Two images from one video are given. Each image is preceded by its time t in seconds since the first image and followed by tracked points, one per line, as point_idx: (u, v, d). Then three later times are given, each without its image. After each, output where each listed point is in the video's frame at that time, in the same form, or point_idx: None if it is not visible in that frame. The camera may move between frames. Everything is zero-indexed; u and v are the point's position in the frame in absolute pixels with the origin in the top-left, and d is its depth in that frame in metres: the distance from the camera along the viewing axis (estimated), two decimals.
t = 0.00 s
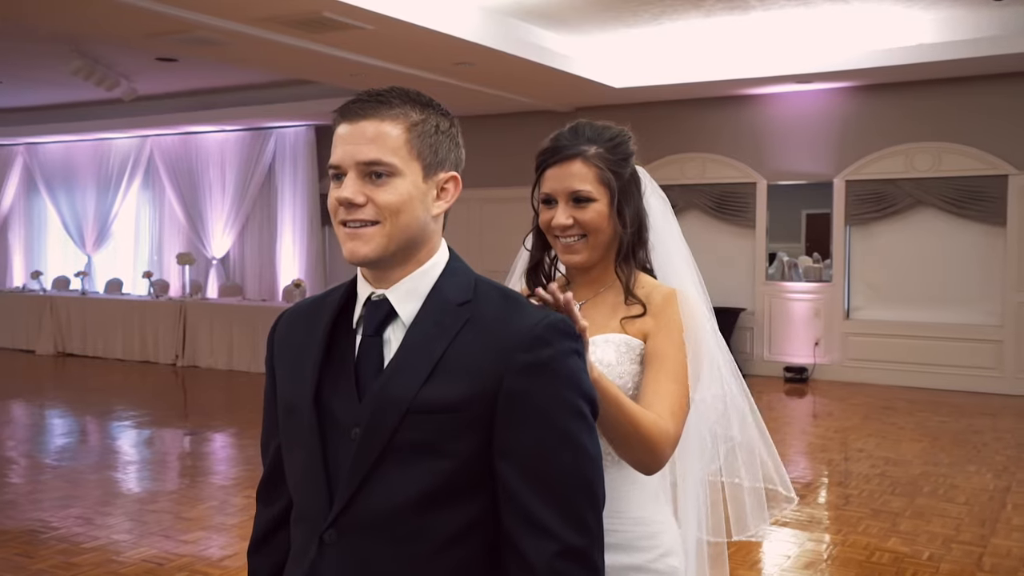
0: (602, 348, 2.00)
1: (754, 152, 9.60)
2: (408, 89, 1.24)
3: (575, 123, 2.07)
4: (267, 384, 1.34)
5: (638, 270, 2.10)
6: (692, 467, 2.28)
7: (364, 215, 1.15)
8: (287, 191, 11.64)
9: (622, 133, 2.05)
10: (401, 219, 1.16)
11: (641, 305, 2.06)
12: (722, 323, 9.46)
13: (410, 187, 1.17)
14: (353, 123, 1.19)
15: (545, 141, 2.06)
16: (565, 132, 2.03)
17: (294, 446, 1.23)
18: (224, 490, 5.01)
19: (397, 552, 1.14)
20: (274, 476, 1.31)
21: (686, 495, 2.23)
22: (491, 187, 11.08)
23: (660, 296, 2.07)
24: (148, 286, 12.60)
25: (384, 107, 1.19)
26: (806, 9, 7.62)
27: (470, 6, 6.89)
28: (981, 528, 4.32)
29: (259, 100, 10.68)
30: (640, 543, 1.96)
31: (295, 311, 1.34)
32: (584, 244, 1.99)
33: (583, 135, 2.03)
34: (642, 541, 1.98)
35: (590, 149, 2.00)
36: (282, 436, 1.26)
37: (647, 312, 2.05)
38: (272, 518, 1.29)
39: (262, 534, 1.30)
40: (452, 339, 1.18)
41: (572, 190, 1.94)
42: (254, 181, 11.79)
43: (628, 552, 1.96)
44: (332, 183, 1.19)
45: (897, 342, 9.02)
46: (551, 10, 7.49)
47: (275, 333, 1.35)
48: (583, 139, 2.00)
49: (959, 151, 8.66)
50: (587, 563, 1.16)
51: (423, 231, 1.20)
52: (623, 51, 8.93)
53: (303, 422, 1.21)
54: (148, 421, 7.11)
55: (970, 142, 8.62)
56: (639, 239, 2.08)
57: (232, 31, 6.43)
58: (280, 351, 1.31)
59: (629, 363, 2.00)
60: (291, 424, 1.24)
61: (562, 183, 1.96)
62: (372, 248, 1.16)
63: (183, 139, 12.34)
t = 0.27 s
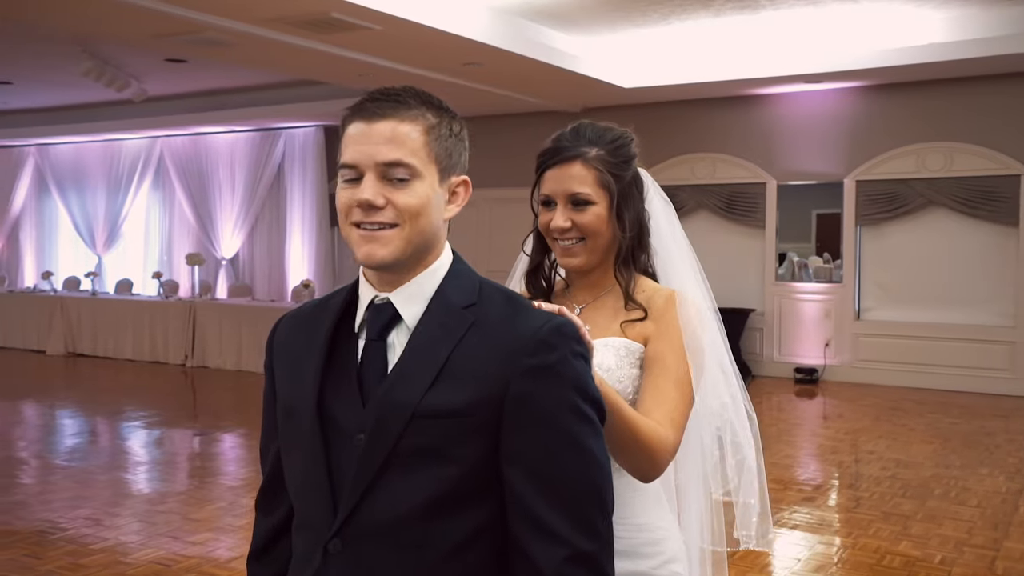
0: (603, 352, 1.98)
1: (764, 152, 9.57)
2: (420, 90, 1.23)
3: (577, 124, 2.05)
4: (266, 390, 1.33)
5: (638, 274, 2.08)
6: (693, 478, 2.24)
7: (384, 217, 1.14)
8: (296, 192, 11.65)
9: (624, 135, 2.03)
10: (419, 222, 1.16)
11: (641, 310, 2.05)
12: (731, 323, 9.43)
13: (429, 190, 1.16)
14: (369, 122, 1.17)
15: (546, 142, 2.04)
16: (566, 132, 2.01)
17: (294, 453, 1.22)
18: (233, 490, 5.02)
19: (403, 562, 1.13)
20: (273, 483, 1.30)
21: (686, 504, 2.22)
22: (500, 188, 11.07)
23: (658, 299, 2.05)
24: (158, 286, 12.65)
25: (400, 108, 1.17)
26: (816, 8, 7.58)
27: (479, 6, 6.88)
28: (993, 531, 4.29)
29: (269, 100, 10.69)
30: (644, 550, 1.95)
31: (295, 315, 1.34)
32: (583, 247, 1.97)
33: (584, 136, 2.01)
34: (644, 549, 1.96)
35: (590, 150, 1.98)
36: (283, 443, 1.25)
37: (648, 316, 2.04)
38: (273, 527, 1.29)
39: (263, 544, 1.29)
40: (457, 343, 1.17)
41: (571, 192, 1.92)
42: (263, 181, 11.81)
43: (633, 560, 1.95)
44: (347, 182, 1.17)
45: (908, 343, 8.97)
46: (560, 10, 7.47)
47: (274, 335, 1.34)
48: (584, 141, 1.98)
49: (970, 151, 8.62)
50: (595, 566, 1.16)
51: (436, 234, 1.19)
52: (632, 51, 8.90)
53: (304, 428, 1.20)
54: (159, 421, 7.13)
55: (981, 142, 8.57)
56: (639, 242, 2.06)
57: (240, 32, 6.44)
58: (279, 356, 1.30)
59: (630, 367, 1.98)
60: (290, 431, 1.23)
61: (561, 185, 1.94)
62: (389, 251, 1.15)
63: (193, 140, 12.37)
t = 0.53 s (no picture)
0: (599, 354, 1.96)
1: (771, 152, 9.54)
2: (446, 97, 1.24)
3: (573, 123, 2.03)
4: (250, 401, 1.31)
5: (633, 275, 2.07)
6: (693, 484, 2.22)
7: (459, 229, 1.16)
8: (302, 192, 11.66)
9: (620, 135, 2.01)
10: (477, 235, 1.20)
11: (636, 312, 2.04)
12: (737, 324, 9.40)
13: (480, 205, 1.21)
14: (446, 129, 1.17)
15: (541, 141, 2.02)
16: (562, 132, 1.99)
17: (293, 460, 1.21)
18: (237, 491, 5.02)
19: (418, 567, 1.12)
20: (264, 495, 1.29)
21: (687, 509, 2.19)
22: (506, 188, 11.06)
23: (655, 300, 2.05)
24: (164, 286, 12.67)
25: (467, 120, 1.19)
26: (823, 8, 7.55)
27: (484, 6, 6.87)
28: (1000, 534, 4.26)
29: (275, 100, 10.69)
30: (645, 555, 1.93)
31: (280, 321, 1.33)
32: (576, 249, 1.94)
33: (580, 136, 1.99)
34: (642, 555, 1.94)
35: (586, 151, 1.96)
36: (278, 453, 1.23)
37: (644, 319, 2.03)
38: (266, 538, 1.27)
39: (253, 559, 1.28)
40: (468, 344, 1.16)
41: (565, 193, 1.90)
42: (269, 182, 11.82)
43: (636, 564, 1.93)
44: (419, 187, 1.15)
45: (915, 344, 8.92)
46: (565, 10, 7.45)
47: (259, 339, 1.33)
48: (580, 141, 1.96)
49: (979, 151, 8.57)
50: (613, 566, 1.15)
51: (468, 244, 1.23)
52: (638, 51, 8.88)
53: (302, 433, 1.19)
54: (164, 421, 7.14)
55: (990, 142, 8.53)
56: (634, 245, 2.05)
57: (245, 32, 6.43)
58: (266, 365, 1.29)
59: (627, 368, 1.96)
60: (287, 438, 1.22)
61: (555, 186, 1.91)
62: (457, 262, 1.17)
63: (199, 140, 12.38)
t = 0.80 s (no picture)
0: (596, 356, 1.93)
1: (773, 152, 9.52)
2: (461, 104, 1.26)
3: (565, 122, 2.01)
4: (219, 409, 1.25)
5: (626, 275, 2.06)
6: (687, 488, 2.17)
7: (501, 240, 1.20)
8: (303, 193, 11.66)
9: (612, 134, 1.99)
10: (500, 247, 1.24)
11: (631, 314, 2.02)
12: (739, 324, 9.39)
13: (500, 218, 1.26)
14: (498, 144, 1.21)
15: (532, 140, 1.99)
16: (553, 132, 1.97)
17: (304, 466, 1.19)
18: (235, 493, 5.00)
19: (453, 565, 1.15)
20: (244, 506, 1.26)
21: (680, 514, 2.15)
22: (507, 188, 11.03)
23: (651, 301, 2.04)
24: (165, 286, 12.67)
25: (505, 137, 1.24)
26: (826, 7, 7.52)
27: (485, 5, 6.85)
28: (1003, 536, 4.24)
29: (276, 100, 10.68)
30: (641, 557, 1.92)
31: (252, 325, 1.28)
32: (569, 249, 1.93)
33: (572, 135, 1.97)
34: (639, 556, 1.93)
35: (577, 149, 1.94)
36: (277, 460, 1.21)
37: (640, 321, 2.02)
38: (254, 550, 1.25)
39: None
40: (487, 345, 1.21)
41: (557, 193, 1.88)
42: (269, 182, 11.82)
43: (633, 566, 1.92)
44: (476, 195, 1.18)
45: (918, 344, 8.90)
46: (566, 9, 7.43)
47: (227, 344, 1.28)
48: (571, 140, 1.94)
49: (981, 150, 8.55)
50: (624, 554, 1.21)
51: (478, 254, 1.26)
52: (639, 50, 8.86)
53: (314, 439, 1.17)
54: (164, 421, 7.14)
55: (992, 142, 8.51)
56: (627, 244, 2.04)
57: (245, 32, 6.42)
58: (248, 371, 1.25)
59: (624, 370, 1.94)
60: (291, 444, 1.20)
61: (547, 186, 1.90)
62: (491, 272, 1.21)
63: (200, 140, 12.37)
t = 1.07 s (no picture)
0: (588, 358, 1.95)
1: (773, 152, 9.51)
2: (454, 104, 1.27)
3: (558, 121, 2.00)
4: (211, 417, 1.13)
5: (620, 276, 2.05)
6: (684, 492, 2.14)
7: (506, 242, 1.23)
8: (303, 193, 11.65)
9: (605, 133, 1.98)
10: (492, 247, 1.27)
11: (625, 316, 2.01)
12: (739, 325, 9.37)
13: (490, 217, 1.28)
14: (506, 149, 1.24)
15: (524, 139, 1.98)
16: (546, 130, 1.96)
17: (324, 473, 1.13)
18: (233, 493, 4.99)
19: (484, 563, 1.16)
20: (233, 521, 1.16)
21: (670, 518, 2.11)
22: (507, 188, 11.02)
23: (644, 300, 2.01)
24: (165, 286, 12.66)
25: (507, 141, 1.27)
26: (826, 7, 7.50)
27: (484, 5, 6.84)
28: (1005, 538, 4.22)
29: (275, 100, 10.67)
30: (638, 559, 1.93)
31: (236, 325, 1.18)
32: (562, 249, 1.92)
33: (565, 134, 1.96)
34: (633, 559, 1.93)
35: (570, 148, 1.93)
36: (291, 467, 1.13)
37: (634, 322, 2.00)
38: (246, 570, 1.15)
39: None
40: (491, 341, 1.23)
41: (551, 191, 1.87)
42: (270, 182, 11.81)
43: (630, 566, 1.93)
44: (496, 197, 1.20)
45: (918, 345, 8.88)
46: (566, 9, 7.42)
47: (208, 345, 1.16)
48: (564, 139, 1.93)
49: (982, 151, 8.53)
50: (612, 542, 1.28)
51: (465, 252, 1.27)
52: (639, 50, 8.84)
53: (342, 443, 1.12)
54: (164, 421, 7.14)
55: (994, 142, 8.48)
56: (620, 244, 2.03)
57: (244, 32, 6.41)
58: (247, 375, 1.15)
59: (618, 371, 1.95)
60: (310, 451, 1.13)
61: (541, 184, 1.88)
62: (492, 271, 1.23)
63: (200, 140, 12.37)
